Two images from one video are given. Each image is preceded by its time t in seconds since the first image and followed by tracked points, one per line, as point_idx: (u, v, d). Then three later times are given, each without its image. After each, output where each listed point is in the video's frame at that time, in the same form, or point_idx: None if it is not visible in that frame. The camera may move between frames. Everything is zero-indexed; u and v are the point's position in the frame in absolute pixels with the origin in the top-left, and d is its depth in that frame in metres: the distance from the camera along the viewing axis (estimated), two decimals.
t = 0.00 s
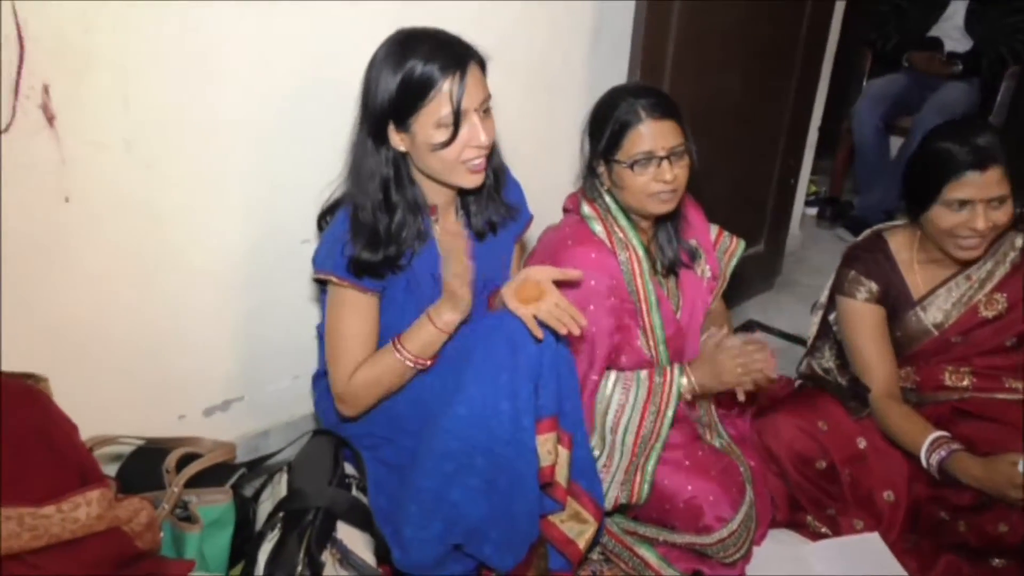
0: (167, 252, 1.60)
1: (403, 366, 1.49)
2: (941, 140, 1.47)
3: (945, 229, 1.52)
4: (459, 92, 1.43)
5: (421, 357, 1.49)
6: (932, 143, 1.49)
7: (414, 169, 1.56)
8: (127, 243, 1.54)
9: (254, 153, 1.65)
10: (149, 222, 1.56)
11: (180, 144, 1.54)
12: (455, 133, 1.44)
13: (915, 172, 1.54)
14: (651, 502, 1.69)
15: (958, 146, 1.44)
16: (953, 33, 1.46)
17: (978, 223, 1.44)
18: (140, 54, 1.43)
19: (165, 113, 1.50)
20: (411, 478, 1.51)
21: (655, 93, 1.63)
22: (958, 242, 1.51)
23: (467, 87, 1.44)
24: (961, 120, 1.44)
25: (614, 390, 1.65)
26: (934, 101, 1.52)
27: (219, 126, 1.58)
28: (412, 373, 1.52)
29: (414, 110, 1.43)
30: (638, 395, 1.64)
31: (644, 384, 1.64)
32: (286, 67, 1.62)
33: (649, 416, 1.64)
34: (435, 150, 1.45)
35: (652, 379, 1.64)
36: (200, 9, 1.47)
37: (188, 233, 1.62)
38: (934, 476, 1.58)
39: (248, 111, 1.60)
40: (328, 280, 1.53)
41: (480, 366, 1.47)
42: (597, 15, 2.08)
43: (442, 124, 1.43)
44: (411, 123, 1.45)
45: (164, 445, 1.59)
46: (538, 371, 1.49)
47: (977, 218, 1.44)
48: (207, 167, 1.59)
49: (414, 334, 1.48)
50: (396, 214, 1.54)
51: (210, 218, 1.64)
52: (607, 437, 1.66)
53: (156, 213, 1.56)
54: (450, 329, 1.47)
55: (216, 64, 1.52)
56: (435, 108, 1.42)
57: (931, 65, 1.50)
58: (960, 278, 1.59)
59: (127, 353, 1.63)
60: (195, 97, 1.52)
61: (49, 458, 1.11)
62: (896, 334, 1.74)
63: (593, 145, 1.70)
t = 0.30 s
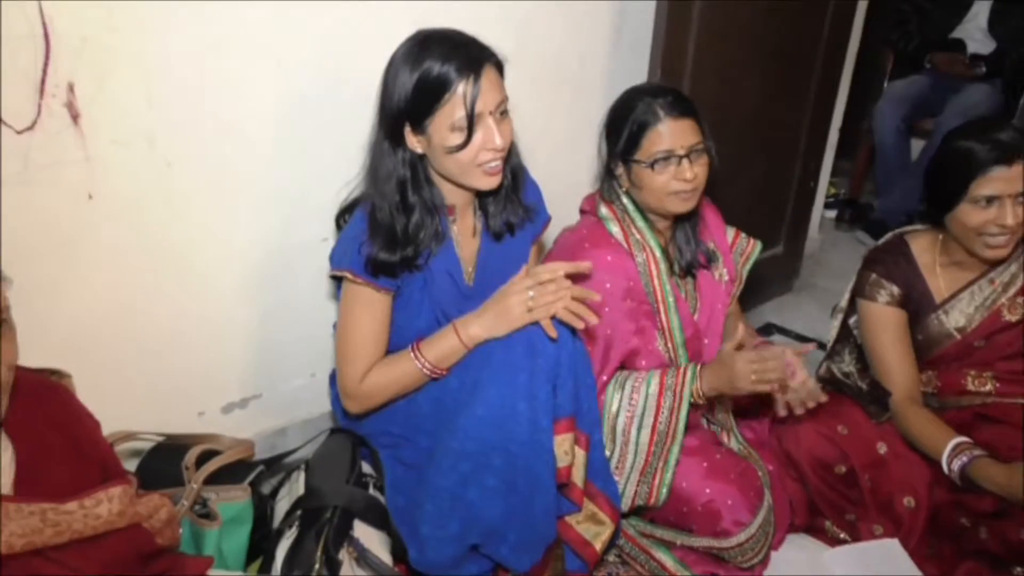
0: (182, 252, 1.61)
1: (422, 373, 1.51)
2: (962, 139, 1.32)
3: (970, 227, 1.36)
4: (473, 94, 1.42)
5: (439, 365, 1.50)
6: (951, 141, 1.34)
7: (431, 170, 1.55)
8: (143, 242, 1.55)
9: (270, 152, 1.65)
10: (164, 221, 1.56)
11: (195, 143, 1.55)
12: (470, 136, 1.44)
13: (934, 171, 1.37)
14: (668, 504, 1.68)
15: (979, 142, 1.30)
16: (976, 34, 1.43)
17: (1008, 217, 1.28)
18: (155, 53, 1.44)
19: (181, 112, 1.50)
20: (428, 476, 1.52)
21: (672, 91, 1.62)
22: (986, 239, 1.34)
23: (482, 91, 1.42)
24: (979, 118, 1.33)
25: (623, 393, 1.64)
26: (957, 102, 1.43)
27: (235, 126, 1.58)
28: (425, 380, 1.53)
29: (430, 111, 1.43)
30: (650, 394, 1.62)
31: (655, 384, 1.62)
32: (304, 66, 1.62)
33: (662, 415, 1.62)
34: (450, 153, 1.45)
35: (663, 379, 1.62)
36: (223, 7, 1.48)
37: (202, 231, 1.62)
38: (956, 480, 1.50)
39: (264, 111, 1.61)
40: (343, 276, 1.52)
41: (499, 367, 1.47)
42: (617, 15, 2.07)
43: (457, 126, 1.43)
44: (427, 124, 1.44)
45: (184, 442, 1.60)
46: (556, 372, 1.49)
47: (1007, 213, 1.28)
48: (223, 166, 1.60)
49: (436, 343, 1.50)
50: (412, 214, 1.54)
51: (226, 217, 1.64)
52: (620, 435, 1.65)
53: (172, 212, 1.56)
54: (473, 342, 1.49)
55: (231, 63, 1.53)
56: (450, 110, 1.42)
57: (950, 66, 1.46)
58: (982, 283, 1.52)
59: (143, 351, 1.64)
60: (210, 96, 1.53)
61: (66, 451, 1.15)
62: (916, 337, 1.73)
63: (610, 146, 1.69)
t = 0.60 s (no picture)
0: (208, 249, 1.62)
1: (445, 365, 1.50)
2: (993, 145, 1.29)
3: (1003, 234, 1.36)
4: (495, 100, 1.41)
5: (466, 356, 1.49)
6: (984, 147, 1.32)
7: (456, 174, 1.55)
8: (170, 240, 1.56)
9: (297, 152, 1.66)
10: (190, 219, 1.57)
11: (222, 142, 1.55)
12: (492, 143, 1.44)
13: (966, 178, 1.35)
14: (690, 510, 1.67)
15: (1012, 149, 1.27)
16: (1008, 40, 1.50)
17: None
18: (185, 52, 1.44)
19: (207, 112, 1.51)
20: (450, 478, 1.51)
21: (704, 93, 1.62)
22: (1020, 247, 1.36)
23: (502, 96, 1.41)
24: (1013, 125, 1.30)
25: (647, 398, 1.63)
26: (988, 109, 1.43)
27: (262, 125, 1.59)
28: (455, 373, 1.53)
29: (452, 117, 1.43)
30: (675, 401, 1.62)
31: (680, 389, 1.62)
32: (332, 67, 1.63)
33: (687, 419, 1.62)
34: (473, 158, 1.45)
35: (690, 381, 1.62)
36: (254, 9, 1.49)
37: (227, 229, 1.63)
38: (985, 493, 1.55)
39: (291, 110, 1.61)
40: (372, 280, 1.53)
41: (522, 368, 1.46)
42: (645, 17, 2.07)
43: (478, 133, 1.43)
44: (450, 130, 1.45)
45: (211, 438, 1.61)
46: (579, 374, 1.48)
47: None
48: (250, 166, 1.60)
49: (458, 333, 1.48)
50: (439, 219, 1.54)
51: (252, 216, 1.65)
52: (644, 441, 1.65)
53: (198, 210, 1.57)
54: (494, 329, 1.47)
55: (259, 64, 1.53)
56: (471, 116, 1.42)
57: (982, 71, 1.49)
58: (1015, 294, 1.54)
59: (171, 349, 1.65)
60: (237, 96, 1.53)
61: (94, 449, 1.16)
62: (946, 346, 1.68)
63: (636, 148, 1.69)
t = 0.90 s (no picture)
0: (234, 249, 1.63)
1: (472, 374, 1.51)
2: None
3: None
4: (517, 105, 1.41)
5: (491, 366, 1.51)
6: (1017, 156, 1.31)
7: (480, 177, 1.56)
8: (197, 237, 1.57)
9: (324, 152, 1.67)
10: (217, 218, 1.58)
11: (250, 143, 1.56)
12: (515, 148, 1.44)
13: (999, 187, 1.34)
14: (715, 515, 1.66)
15: None
16: None
17: None
18: (215, 53, 1.46)
19: (236, 111, 1.52)
20: (474, 479, 1.51)
21: (733, 97, 1.62)
22: None
23: (524, 102, 1.41)
24: None
25: (664, 398, 1.62)
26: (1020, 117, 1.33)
27: (290, 125, 1.60)
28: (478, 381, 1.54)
29: (475, 123, 1.43)
30: (691, 397, 1.60)
31: (696, 386, 1.59)
32: (360, 68, 1.63)
33: (703, 419, 1.60)
34: (497, 164, 1.45)
35: (704, 381, 1.59)
36: (285, 10, 1.50)
37: (253, 228, 1.64)
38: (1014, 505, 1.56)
39: (318, 110, 1.62)
40: (398, 282, 1.53)
41: (546, 370, 1.46)
42: (673, 20, 2.07)
43: (500, 139, 1.43)
44: (474, 135, 1.45)
45: (237, 434, 1.62)
46: (604, 377, 1.48)
47: None
48: (276, 167, 1.61)
49: (487, 342, 1.50)
50: (462, 225, 1.54)
51: (278, 217, 1.66)
52: (663, 442, 1.63)
53: (224, 210, 1.58)
54: (524, 342, 1.49)
55: (286, 66, 1.54)
56: (493, 124, 1.42)
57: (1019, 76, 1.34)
58: None
59: (198, 345, 1.67)
60: (265, 96, 1.54)
61: (128, 447, 1.17)
62: (976, 354, 1.67)
63: (661, 153, 1.69)
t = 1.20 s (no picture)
0: (268, 248, 1.65)
1: (501, 372, 1.49)
2: None
3: None
4: (550, 108, 1.41)
5: (521, 365, 1.49)
6: None
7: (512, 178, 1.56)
8: (231, 236, 1.59)
9: (356, 152, 1.68)
10: (251, 217, 1.60)
11: (284, 143, 1.58)
12: (548, 151, 1.44)
13: None
14: (746, 517, 1.65)
15: None
16: None
17: None
18: (251, 54, 1.47)
19: (270, 110, 1.54)
20: (502, 478, 1.52)
21: (757, 99, 1.60)
22: None
23: (557, 105, 1.41)
24: None
25: (705, 403, 1.62)
26: None
27: (323, 125, 1.61)
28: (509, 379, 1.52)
29: (508, 125, 1.44)
30: (733, 408, 1.60)
31: (739, 399, 1.60)
32: (392, 68, 1.64)
33: (744, 427, 1.60)
34: (529, 166, 1.46)
35: (749, 391, 1.60)
36: (319, 12, 1.51)
37: (286, 227, 1.65)
38: None
39: (351, 110, 1.63)
40: (426, 282, 1.54)
41: (575, 369, 1.47)
42: (705, 19, 2.05)
43: (533, 141, 1.43)
44: (507, 137, 1.45)
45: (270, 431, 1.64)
46: (634, 376, 1.48)
47: None
48: (310, 166, 1.63)
49: (515, 341, 1.48)
50: (494, 225, 1.54)
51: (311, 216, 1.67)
52: (702, 448, 1.63)
53: (259, 209, 1.60)
54: (551, 338, 1.47)
55: (320, 67, 1.55)
56: (527, 126, 1.42)
57: None
58: None
59: (231, 343, 1.69)
60: (300, 97, 1.56)
61: (165, 442, 1.19)
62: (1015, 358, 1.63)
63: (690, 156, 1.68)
